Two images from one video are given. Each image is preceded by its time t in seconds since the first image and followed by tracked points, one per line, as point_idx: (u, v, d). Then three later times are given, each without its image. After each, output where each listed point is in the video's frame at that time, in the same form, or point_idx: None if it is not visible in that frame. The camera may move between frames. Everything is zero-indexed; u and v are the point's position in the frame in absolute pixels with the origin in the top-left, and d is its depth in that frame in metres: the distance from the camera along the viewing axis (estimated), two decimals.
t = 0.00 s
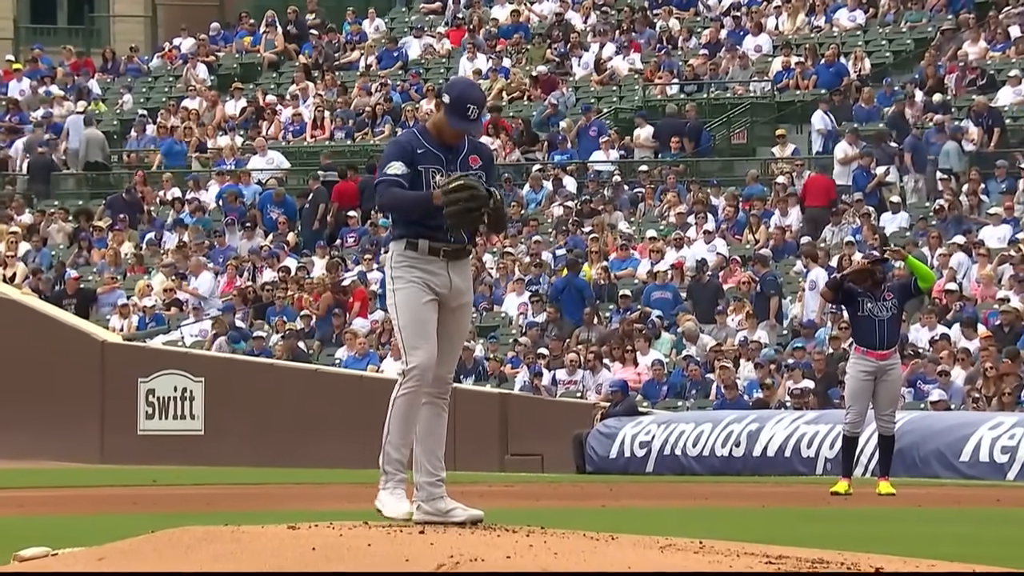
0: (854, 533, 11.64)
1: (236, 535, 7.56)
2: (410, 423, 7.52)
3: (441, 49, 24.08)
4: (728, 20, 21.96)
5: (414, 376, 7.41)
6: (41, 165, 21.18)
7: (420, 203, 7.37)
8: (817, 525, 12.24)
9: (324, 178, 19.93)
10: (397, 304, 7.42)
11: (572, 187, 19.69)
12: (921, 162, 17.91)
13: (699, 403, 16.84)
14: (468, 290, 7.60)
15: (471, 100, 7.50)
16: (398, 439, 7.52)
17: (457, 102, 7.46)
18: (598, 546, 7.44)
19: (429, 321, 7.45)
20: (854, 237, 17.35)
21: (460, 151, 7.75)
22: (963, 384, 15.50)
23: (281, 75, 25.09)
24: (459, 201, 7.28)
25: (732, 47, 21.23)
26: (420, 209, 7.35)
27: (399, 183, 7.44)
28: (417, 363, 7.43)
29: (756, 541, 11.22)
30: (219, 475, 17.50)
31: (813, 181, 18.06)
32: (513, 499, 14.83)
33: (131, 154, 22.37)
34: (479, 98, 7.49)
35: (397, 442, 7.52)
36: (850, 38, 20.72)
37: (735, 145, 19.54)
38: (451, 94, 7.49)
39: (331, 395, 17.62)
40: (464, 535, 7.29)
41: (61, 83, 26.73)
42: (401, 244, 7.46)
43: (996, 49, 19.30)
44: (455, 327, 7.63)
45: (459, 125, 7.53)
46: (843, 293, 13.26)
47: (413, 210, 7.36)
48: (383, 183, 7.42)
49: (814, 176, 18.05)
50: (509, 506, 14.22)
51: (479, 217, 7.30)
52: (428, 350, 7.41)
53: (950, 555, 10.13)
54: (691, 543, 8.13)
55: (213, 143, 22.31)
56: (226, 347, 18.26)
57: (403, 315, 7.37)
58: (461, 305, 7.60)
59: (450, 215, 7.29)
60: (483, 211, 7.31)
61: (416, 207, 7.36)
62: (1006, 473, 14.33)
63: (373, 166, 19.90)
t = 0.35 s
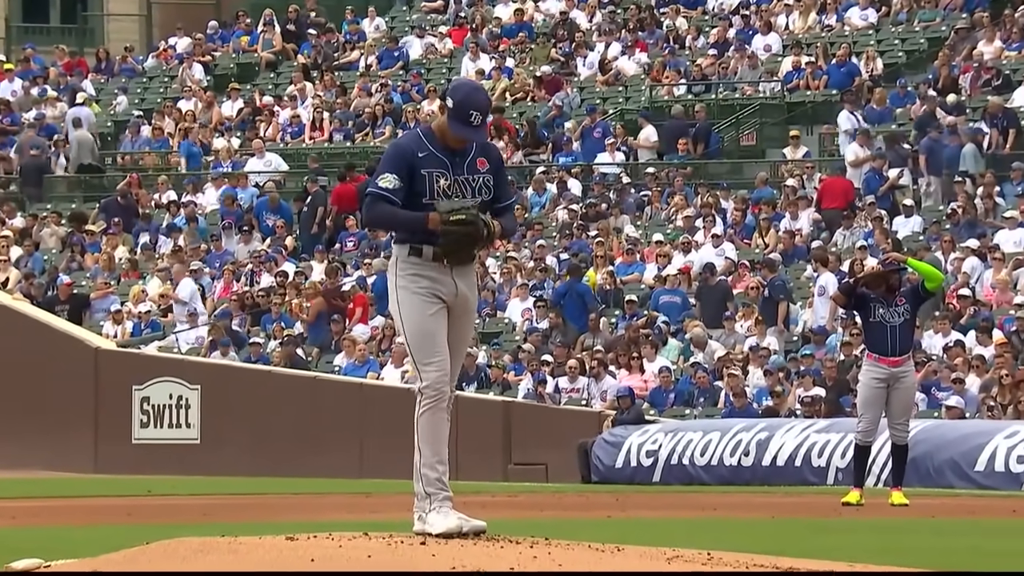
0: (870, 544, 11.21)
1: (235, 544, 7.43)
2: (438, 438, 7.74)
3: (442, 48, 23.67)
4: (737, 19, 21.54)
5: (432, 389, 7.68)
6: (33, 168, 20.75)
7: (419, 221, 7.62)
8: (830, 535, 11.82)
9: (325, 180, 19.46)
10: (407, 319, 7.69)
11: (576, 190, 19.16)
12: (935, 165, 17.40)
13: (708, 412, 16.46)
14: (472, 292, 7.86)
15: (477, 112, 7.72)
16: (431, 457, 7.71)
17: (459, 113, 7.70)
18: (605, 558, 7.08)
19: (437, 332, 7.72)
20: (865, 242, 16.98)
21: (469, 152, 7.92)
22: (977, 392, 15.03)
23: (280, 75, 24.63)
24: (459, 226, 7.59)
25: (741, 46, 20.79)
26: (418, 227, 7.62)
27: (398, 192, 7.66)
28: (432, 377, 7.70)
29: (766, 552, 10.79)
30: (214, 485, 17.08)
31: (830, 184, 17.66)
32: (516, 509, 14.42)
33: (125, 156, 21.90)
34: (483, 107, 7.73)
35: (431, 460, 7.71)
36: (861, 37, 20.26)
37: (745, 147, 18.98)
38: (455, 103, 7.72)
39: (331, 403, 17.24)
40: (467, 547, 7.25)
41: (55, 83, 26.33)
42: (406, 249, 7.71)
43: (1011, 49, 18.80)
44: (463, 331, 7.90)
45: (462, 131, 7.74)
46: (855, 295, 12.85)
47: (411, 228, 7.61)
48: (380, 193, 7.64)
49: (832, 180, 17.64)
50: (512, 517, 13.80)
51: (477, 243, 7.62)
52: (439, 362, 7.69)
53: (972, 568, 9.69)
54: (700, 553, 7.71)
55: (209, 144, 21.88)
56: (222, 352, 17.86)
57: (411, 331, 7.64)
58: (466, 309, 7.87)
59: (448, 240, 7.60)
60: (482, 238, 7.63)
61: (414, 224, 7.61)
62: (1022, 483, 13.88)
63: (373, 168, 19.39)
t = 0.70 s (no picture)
0: (889, 562, 10.62)
1: (225, 561, 7.27)
2: (440, 453, 7.56)
3: (441, 50, 23.16)
4: (744, 20, 21.04)
5: (435, 402, 7.52)
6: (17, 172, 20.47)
7: (430, 237, 7.49)
8: (846, 552, 11.23)
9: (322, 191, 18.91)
10: (414, 330, 7.54)
11: (580, 196, 18.83)
12: (953, 170, 16.94)
13: (714, 424, 15.85)
14: (487, 301, 7.70)
15: (462, 105, 7.57)
16: (432, 473, 7.52)
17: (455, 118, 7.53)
18: None
19: (446, 344, 7.57)
20: (877, 249, 16.38)
21: (469, 150, 7.73)
22: (993, 405, 14.39)
23: (274, 81, 24.14)
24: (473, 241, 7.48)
25: (749, 48, 20.26)
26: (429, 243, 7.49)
27: (403, 206, 7.51)
28: (437, 389, 7.53)
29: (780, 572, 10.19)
30: (204, 500, 16.51)
31: (842, 186, 17.10)
32: (516, 525, 13.83)
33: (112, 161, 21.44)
34: (475, 104, 7.57)
35: (433, 476, 7.53)
36: (874, 39, 19.77)
37: (753, 150, 18.50)
38: (449, 107, 7.55)
39: (325, 417, 16.70)
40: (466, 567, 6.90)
41: (42, 86, 25.84)
42: (417, 258, 7.57)
43: None
44: (481, 343, 7.70)
45: (461, 134, 7.57)
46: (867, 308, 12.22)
47: (422, 245, 7.48)
48: (386, 210, 7.49)
49: (844, 181, 17.08)
50: (513, 533, 13.22)
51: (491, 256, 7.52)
52: (447, 374, 7.54)
53: None
54: None
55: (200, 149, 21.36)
56: (214, 362, 17.30)
57: (417, 340, 7.50)
58: (482, 319, 7.70)
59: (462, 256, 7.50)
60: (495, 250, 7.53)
61: (425, 241, 7.48)
62: None
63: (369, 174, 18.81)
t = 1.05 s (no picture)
0: None
1: None
2: (441, 470, 7.14)
3: (437, 51, 22.49)
4: (752, 20, 20.38)
5: (435, 417, 7.12)
6: None
7: (440, 257, 7.08)
8: None
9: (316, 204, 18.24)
10: (415, 341, 7.16)
11: (581, 203, 18.13)
12: (975, 175, 16.27)
13: (721, 438, 15.08)
14: (499, 311, 7.23)
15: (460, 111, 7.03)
16: (430, 490, 7.11)
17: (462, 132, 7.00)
18: None
19: (451, 357, 7.15)
20: (889, 257, 15.78)
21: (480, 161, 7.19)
22: (1012, 419, 13.70)
23: (264, 87, 23.55)
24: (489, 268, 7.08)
25: (757, 49, 19.61)
26: (439, 264, 7.09)
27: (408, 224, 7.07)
28: (438, 403, 7.12)
29: None
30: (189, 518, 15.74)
31: (860, 185, 16.45)
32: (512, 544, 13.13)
33: (95, 166, 20.81)
34: (470, 117, 7.03)
35: (432, 494, 7.12)
36: (886, 39, 19.11)
37: (761, 156, 18.00)
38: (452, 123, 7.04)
39: (317, 430, 16.03)
40: None
41: (24, 87, 25.21)
42: (424, 273, 7.17)
43: None
44: (493, 352, 7.20)
45: (465, 146, 7.08)
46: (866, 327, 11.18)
47: (432, 265, 7.09)
48: (393, 229, 7.05)
49: (863, 180, 16.44)
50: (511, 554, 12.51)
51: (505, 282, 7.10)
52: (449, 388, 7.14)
53: None
54: None
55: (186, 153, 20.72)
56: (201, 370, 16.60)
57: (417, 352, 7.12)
58: (493, 328, 7.21)
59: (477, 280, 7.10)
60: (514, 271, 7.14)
61: (435, 262, 7.08)
62: None
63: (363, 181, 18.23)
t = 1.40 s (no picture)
0: None
1: None
2: (439, 485, 7.04)
3: (431, 46, 21.72)
4: (760, 13, 19.64)
5: (436, 430, 6.98)
6: None
7: (442, 255, 6.96)
8: None
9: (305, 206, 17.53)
10: (419, 347, 7.01)
11: (582, 205, 17.34)
12: (1005, 174, 15.49)
13: (727, 451, 14.35)
14: (506, 325, 7.09)
15: (487, 83, 6.86)
16: (427, 505, 7.03)
17: (484, 105, 6.82)
18: None
19: (454, 367, 7.00)
20: (902, 261, 15.08)
21: (496, 160, 7.06)
22: None
23: (250, 84, 22.82)
24: (487, 277, 6.90)
25: (765, 44, 18.86)
26: (440, 262, 6.99)
27: (414, 217, 6.98)
28: (440, 415, 6.98)
29: None
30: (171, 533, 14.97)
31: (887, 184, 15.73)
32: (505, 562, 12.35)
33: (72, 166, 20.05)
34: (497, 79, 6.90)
35: (428, 509, 7.04)
36: (899, 33, 18.39)
37: (770, 155, 17.34)
38: (477, 94, 6.86)
39: (304, 441, 15.27)
40: None
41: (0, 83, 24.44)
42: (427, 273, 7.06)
43: None
44: (497, 367, 7.09)
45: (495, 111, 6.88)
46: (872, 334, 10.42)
47: (433, 261, 6.99)
48: (397, 219, 6.97)
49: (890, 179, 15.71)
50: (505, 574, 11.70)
51: (504, 291, 6.94)
52: (452, 401, 6.98)
53: None
54: None
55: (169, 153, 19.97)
56: (184, 380, 15.85)
57: (421, 360, 6.96)
58: (499, 344, 7.09)
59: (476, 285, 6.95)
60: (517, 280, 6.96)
61: (435, 259, 6.98)
62: None
63: (353, 182, 17.55)
